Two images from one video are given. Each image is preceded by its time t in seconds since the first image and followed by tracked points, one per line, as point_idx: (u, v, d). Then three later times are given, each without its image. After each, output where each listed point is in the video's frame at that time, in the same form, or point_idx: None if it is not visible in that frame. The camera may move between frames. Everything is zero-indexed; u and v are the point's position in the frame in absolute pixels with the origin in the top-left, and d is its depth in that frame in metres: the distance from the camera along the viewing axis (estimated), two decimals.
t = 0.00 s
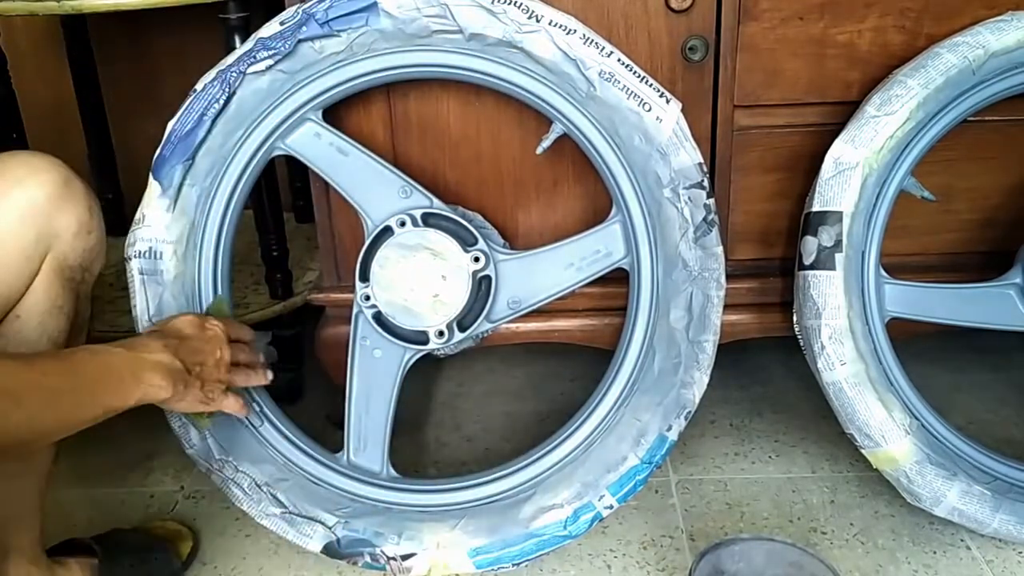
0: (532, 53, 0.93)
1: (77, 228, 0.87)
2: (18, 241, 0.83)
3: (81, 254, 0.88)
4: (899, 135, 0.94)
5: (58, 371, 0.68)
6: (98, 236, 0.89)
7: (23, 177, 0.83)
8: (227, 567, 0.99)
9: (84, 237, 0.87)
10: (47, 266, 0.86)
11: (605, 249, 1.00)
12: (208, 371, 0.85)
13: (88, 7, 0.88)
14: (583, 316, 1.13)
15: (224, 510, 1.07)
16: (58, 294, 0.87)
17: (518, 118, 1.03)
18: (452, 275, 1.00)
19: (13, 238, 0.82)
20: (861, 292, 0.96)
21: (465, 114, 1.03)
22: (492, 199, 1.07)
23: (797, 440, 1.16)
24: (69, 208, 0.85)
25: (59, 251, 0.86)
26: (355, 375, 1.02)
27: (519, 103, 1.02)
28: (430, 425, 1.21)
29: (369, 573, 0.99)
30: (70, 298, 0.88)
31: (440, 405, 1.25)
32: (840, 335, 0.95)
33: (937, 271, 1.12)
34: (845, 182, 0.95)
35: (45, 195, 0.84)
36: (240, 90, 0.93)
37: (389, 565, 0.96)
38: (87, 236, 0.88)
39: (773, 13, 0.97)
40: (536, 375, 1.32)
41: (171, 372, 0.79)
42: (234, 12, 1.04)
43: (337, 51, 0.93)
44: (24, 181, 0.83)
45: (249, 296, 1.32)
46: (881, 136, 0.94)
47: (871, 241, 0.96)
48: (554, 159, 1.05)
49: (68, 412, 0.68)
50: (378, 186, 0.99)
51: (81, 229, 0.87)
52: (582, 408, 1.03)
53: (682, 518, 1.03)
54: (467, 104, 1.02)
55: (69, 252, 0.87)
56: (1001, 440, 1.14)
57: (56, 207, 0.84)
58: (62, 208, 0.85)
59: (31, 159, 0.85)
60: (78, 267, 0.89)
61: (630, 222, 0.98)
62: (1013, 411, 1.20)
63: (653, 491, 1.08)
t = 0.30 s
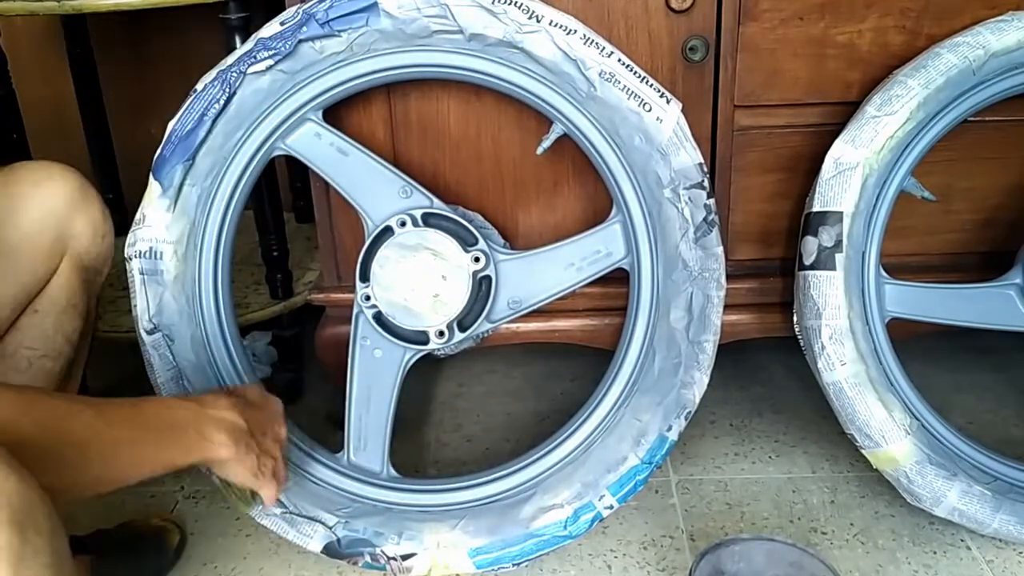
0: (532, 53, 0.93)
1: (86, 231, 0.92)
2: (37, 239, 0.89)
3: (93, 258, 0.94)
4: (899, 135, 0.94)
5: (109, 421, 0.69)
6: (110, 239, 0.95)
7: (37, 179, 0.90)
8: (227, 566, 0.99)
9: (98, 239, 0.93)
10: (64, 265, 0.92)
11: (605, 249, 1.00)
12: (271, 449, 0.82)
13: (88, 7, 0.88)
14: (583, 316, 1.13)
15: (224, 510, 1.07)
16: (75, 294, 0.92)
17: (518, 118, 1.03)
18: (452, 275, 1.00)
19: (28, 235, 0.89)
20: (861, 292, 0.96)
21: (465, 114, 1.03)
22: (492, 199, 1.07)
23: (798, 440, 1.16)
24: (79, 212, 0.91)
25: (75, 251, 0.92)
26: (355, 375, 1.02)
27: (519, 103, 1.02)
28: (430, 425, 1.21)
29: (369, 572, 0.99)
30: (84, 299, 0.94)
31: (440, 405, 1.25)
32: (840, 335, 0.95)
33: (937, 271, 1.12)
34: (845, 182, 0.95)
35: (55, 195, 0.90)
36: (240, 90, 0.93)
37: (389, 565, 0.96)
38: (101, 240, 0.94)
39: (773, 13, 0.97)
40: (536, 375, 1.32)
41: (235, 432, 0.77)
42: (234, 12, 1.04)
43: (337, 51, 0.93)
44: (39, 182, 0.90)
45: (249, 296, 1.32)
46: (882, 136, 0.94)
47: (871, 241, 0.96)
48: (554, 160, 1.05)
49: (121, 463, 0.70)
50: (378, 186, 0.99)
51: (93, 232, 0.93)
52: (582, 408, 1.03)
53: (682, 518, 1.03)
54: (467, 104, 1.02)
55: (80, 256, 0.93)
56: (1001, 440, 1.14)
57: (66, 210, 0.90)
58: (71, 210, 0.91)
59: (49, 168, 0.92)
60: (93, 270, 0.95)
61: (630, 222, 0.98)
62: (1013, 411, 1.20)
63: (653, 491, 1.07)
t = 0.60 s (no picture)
0: (532, 53, 0.93)
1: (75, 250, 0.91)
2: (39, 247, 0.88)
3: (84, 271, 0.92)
4: (899, 135, 0.94)
5: (150, 462, 0.72)
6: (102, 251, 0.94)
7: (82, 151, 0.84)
8: (228, 567, 0.99)
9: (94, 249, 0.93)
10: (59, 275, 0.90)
11: (605, 249, 1.00)
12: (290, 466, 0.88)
13: (87, 6, 0.88)
14: (583, 316, 1.13)
15: (223, 510, 1.06)
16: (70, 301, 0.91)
17: (518, 118, 1.03)
18: (452, 275, 1.00)
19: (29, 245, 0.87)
20: (861, 292, 0.96)
21: (465, 113, 1.03)
22: (492, 199, 1.07)
23: (798, 440, 1.16)
24: (105, 192, 0.86)
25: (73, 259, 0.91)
26: (355, 375, 1.02)
27: (519, 103, 1.02)
28: (430, 425, 1.21)
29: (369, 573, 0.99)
30: (74, 299, 0.92)
31: (440, 405, 1.25)
32: (840, 335, 0.95)
33: (937, 271, 1.13)
34: (845, 182, 0.95)
35: (105, 170, 0.84)
36: (240, 90, 0.93)
37: (389, 565, 0.96)
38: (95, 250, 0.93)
39: (773, 13, 0.97)
40: (536, 375, 1.32)
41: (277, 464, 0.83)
42: (234, 12, 1.04)
43: (337, 51, 0.93)
44: (96, 157, 0.84)
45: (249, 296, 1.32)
46: (882, 136, 0.94)
47: (871, 241, 0.96)
48: (555, 159, 1.05)
49: (146, 509, 0.72)
50: (378, 186, 0.99)
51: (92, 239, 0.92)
52: (582, 408, 1.03)
53: (682, 519, 1.03)
54: (467, 104, 1.02)
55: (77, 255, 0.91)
56: (1001, 440, 1.14)
57: (91, 193, 0.86)
58: (91, 187, 0.85)
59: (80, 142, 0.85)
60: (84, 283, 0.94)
61: (630, 222, 0.98)
62: (1013, 411, 1.20)
63: (653, 491, 1.07)
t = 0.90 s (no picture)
0: (532, 52, 0.93)
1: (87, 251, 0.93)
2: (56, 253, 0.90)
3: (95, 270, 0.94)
4: (899, 135, 0.94)
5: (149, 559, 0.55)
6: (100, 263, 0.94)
7: (180, 343, 0.80)
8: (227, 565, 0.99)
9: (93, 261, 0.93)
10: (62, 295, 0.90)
11: (605, 249, 1.00)
12: None
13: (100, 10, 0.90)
14: (583, 316, 1.13)
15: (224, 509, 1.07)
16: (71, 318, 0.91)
17: (519, 118, 1.03)
18: (452, 275, 1.00)
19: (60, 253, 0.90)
20: (861, 292, 0.96)
21: (465, 113, 1.03)
22: (492, 199, 1.07)
23: (798, 440, 1.16)
24: (239, 386, 0.83)
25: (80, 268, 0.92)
26: (355, 375, 1.02)
27: (519, 103, 1.02)
28: (430, 425, 1.21)
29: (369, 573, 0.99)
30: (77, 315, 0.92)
31: (440, 405, 1.25)
32: (840, 335, 0.95)
33: (937, 271, 1.13)
34: (845, 182, 0.95)
35: (196, 367, 0.81)
36: (240, 90, 0.93)
37: (389, 565, 0.96)
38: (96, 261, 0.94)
39: (773, 13, 0.97)
40: (536, 375, 1.32)
41: None
42: (234, 12, 1.04)
43: (337, 51, 0.93)
44: (182, 345, 0.80)
45: (249, 297, 1.32)
46: (882, 136, 0.94)
47: (871, 240, 0.96)
48: (555, 159, 1.05)
49: None
50: (378, 186, 0.99)
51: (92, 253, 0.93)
52: (582, 408, 1.03)
53: (682, 519, 1.03)
54: (467, 104, 1.02)
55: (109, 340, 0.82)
56: (1001, 440, 1.14)
57: (212, 412, 0.84)
58: (225, 389, 0.82)
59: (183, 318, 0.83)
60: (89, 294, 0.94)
61: (630, 222, 0.98)
62: (1013, 411, 1.20)
63: (653, 491, 1.07)
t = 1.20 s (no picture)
0: (532, 52, 0.93)
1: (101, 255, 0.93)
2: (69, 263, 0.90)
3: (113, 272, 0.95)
4: (899, 135, 0.94)
5: None
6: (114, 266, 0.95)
7: (231, 379, 0.84)
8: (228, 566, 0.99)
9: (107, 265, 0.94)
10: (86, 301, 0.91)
11: (605, 249, 1.00)
12: None
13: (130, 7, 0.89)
14: (583, 316, 1.13)
15: (225, 510, 1.06)
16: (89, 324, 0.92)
17: (519, 118, 1.03)
18: (453, 275, 1.00)
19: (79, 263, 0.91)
20: (861, 291, 0.96)
21: (466, 113, 1.03)
22: (491, 199, 1.07)
23: (798, 440, 1.16)
24: (289, 418, 0.86)
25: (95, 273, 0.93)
26: (355, 374, 1.02)
27: (520, 103, 1.02)
28: (430, 425, 1.22)
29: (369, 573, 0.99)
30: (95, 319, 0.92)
31: (439, 404, 1.25)
32: (840, 335, 0.95)
33: (937, 271, 1.13)
34: (846, 182, 0.95)
35: (246, 404, 0.84)
36: (240, 90, 0.93)
37: (389, 565, 0.97)
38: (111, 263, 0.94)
39: (772, 13, 0.97)
40: (536, 375, 1.32)
41: None
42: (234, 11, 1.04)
43: (337, 51, 0.93)
44: (233, 380, 0.84)
45: (250, 297, 1.31)
46: (882, 136, 0.94)
47: (871, 240, 0.96)
48: (555, 159, 1.05)
49: None
50: (378, 186, 0.99)
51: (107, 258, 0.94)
52: (582, 408, 1.03)
53: (681, 518, 1.03)
54: (467, 104, 1.02)
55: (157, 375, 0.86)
56: (1001, 440, 1.14)
57: (264, 445, 0.88)
58: (276, 422, 0.86)
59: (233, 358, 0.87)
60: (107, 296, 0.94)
61: (630, 222, 0.98)
62: (1013, 411, 1.20)
63: (653, 491, 1.07)
